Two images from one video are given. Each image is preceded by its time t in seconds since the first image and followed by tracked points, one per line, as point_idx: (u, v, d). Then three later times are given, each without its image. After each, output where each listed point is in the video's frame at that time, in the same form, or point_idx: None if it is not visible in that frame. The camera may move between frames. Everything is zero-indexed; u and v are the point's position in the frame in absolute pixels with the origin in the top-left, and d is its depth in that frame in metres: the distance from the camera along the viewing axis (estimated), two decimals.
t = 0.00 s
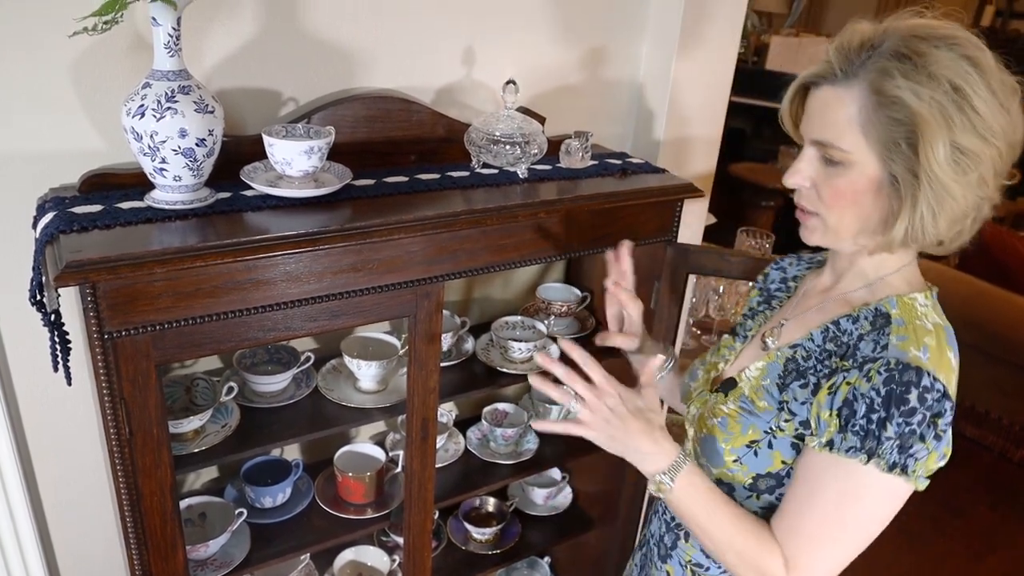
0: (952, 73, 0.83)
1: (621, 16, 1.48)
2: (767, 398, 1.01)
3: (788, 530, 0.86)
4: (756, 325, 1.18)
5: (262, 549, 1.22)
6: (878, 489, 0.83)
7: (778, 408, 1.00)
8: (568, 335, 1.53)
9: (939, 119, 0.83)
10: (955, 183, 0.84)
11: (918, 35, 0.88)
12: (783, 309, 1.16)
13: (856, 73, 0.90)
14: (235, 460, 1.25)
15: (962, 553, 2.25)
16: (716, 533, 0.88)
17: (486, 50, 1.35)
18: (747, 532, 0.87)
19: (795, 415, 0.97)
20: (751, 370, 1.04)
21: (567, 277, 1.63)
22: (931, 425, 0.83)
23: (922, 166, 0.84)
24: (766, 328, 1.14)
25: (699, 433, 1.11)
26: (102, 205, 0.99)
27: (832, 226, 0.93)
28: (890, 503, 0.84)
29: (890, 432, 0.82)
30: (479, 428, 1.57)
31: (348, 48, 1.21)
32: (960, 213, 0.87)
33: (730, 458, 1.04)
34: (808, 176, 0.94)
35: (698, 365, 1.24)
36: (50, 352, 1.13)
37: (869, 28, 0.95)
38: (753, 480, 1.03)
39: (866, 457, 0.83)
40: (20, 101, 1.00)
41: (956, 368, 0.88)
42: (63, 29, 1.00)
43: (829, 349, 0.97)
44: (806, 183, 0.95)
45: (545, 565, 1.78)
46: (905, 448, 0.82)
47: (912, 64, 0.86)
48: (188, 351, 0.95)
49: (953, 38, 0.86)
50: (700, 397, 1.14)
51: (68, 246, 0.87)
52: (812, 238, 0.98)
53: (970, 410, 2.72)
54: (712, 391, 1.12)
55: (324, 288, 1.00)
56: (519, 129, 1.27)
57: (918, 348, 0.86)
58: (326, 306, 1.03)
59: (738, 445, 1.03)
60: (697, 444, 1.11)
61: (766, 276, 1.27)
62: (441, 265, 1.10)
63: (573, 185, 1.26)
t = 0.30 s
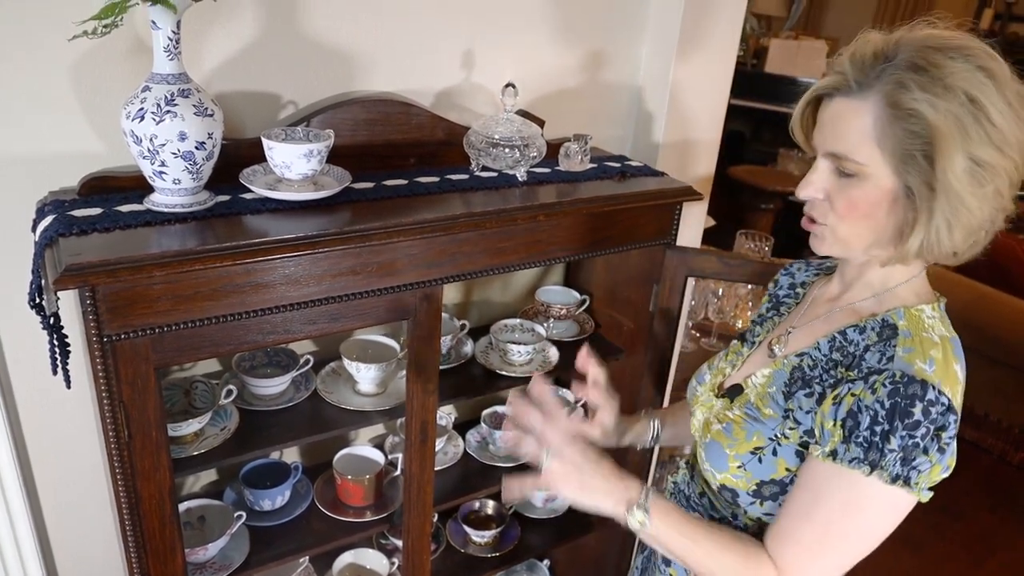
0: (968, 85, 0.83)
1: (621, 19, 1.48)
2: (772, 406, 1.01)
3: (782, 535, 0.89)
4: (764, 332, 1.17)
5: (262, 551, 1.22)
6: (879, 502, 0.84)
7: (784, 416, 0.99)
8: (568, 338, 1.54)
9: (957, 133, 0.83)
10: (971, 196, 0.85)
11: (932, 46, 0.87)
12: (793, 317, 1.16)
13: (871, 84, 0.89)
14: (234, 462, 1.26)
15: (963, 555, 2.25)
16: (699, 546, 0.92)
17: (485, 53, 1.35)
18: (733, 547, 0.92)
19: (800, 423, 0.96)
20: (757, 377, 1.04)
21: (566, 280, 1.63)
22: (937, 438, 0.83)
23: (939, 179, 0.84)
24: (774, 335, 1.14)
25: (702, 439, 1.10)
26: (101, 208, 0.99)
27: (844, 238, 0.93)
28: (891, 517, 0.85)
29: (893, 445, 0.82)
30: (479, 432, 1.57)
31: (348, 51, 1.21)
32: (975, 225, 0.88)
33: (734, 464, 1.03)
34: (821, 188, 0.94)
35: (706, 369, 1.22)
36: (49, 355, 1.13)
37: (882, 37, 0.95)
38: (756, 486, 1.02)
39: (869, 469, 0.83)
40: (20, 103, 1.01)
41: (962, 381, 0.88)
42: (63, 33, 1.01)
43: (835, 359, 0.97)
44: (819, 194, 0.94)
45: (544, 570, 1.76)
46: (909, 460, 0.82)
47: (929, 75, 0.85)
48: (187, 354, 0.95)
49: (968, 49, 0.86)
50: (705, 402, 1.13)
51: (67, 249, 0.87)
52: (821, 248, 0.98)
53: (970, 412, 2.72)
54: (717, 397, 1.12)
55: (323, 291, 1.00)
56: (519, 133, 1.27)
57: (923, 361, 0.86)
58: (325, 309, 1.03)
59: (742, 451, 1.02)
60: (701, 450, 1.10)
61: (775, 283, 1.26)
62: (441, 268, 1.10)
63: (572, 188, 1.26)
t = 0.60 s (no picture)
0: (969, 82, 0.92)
1: (620, 21, 1.48)
2: (780, 408, 0.99)
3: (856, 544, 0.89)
4: (735, 334, 1.14)
5: (261, 554, 1.21)
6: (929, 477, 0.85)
7: (795, 416, 0.98)
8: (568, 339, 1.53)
9: (970, 124, 0.92)
10: (972, 179, 0.95)
11: (931, 42, 0.94)
12: (762, 316, 1.14)
13: (894, 74, 0.92)
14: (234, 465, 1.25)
15: (963, 557, 2.24)
16: None
17: (485, 54, 1.35)
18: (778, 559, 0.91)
19: (816, 419, 0.96)
20: (753, 382, 1.03)
21: (566, 281, 1.63)
22: (956, 398, 0.87)
23: (954, 167, 0.93)
24: (754, 335, 1.12)
25: (712, 456, 1.07)
26: (100, 210, 0.99)
27: (851, 225, 0.97)
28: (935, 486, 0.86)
29: (926, 419, 0.84)
30: (478, 432, 1.56)
31: (347, 53, 1.21)
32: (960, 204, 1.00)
33: (757, 474, 1.01)
34: (832, 177, 0.95)
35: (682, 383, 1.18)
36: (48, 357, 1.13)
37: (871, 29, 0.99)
38: (784, 492, 1.01)
39: (911, 448, 0.84)
40: (19, 104, 1.01)
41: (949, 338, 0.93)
42: (62, 35, 1.00)
43: (829, 348, 0.97)
44: (832, 184, 0.95)
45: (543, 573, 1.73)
46: (942, 427, 0.85)
47: (941, 69, 0.92)
48: (186, 356, 0.95)
49: (956, 47, 0.95)
50: (699, 419, 1.10)
51: (66, 251, 0.87)
52: (815, 234, 0.99)
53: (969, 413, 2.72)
54: (711, 410, 1.09)
55: (323, 292, 1.00)
56: (518, 135, 1.27)
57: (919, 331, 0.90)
58: (324, 311, 1.03)
59: (763, 459, 1.00)
60: (714, 467, 1.07)
61: (724, 282, 1.26)
62: (440, 270, 1.10)
63: (572, 190, 1.26)
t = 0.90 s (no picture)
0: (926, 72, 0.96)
1: (619, 22, 1.48)
2: (794, 410, 0.99)
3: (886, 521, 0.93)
4: (707, 344, 1.11)
5: (261, 555, 1.22)
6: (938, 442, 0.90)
7: (813, 414, 0.98)
8: (568, 340, 1.54)
9: (933, 112, 0.96)
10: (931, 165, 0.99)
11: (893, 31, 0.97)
12: (732, 319, 1.12)
13: (869, 62, 0.93)
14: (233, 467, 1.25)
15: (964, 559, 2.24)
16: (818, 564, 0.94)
17: (484, 56, 1.35)
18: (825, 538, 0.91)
19: (834, 413, 0.97)
20: (755, 391, 1.02)
21: (566, 282, 1.64)
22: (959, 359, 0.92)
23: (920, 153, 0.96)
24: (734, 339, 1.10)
25: (739, 475, 1.05)
26: (99, 213, 0.99)
27: (828, 213, 0.97)
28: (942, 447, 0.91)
29: (946, 388, 0.88)
30: (478, 434, 1.57)
31: (346, 55, 1.21)
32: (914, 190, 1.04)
33: (793, 482, 1.00)
34: (812, 166, 0.95)
35: (668, 406, 1.12)
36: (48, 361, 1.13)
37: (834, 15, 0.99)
38: (818, 491, 1.00)
39: (937, 419, 0.88)
40: (18, 107, 1.01)
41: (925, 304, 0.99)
42: (61, 38, 1.01)
43: (827, 340, 0.99)
44: (812, 172, 0.95)
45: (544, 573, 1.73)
46: (954, 388, 0.89)
47: (907, 58, 0.95)
48: (185, 358, 0.95)
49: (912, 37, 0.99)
50: (707, 440, 1.08)
51: (65, 254, 0.87)
52: (791, 226, 0.99)
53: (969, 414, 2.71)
54: (717, 427, 1.07)
55: (322, 294, 1.00)
56: (517, 136, 1.27)
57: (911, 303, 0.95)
58: (323, 313, 1.03)
59: (794, 466, 1.00)
60: (744, 486, 1.04)
61: (667, 290, 1.21)
62: (439, 272, 1.10)
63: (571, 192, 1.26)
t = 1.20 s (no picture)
0: (892, 52, 0.87)
1: (619, 23, 1.48)
2: (780, 410, 0.98)
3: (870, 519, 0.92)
4: (694, 342, 1.09)
5: (261, 556, 1.22)
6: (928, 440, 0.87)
7: (800, 414, 0.97)
8: (568, 342, 1.54)
9: (893, 97, 0.86)
10: (904, 157, 0.89)
11: (851, 17, 0.90)
12: (719, 317, 1.09)
13: (804, 50, 0.89)
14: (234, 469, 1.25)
15: (964, 559, 2.24)
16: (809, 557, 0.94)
17: (483, 56, 1.35)
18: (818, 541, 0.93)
19: (822, 413, 0.95)
20: (741, 390, 1.01)
21: (565, 283, 1.63)
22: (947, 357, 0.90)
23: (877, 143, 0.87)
24: (717, 338, 1.08)
25: (726, 476, 1.04)
26: (99, 214, 0.99)
27: (778, 206, 0.92)
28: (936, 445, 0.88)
29: (932, 389, 0.86)
30: (478, 434, 1.56)
31: (346, 55, 1.21)
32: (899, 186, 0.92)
33: (781, 483, 1.00)
34: (753, 156, 0.92)
35: (655, 405, 1.13)
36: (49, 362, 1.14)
37: (799, 6, 0.95)
38: (807, 490, 1.00)
39: (922, 421, 0.86)
40: (17, 108, 1.01)
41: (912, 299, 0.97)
42: (60, 40, 1.01)
43: (813, 338, 0.97)
44: (751, 162, 0.92)
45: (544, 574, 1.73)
46: (941, 387, 0.87)
47: (858, 42, 0.87)
48: (185, 359, 0.95)
49: (880, 21, 0.90)
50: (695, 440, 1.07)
51: (65, 255, 0.87)
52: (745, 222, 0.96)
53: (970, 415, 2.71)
54: (706, 428, 1.06)
55: (322, 295, 1.00)
56: (517, 137, 1.27)
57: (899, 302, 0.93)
58: (323, 314, 1.03)
59: (782, 467, 0.99)
60: (732, 487, 1.03)
61: (654, 287, 1.19)
62: (439, 272, 1.10)
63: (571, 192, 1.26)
